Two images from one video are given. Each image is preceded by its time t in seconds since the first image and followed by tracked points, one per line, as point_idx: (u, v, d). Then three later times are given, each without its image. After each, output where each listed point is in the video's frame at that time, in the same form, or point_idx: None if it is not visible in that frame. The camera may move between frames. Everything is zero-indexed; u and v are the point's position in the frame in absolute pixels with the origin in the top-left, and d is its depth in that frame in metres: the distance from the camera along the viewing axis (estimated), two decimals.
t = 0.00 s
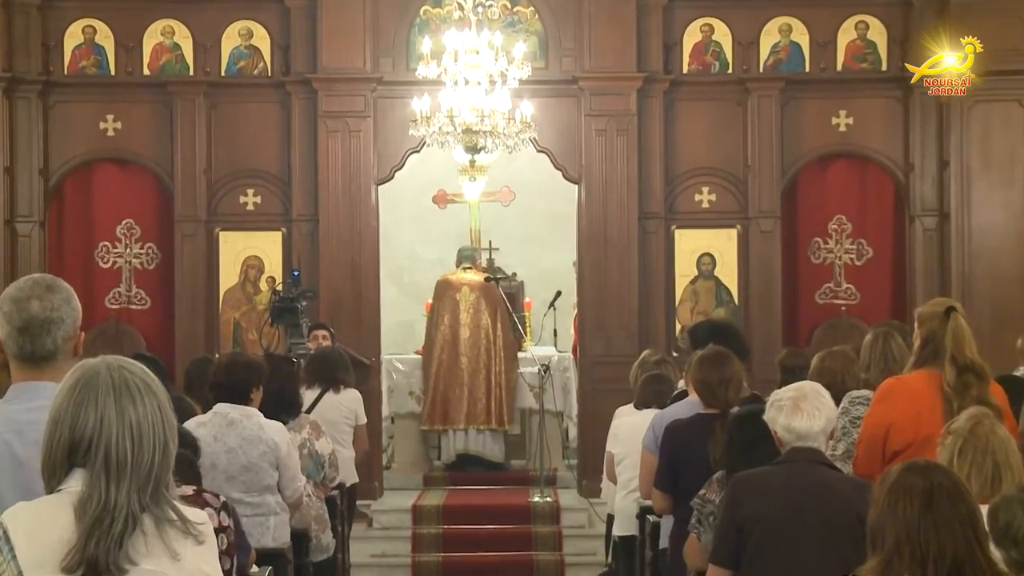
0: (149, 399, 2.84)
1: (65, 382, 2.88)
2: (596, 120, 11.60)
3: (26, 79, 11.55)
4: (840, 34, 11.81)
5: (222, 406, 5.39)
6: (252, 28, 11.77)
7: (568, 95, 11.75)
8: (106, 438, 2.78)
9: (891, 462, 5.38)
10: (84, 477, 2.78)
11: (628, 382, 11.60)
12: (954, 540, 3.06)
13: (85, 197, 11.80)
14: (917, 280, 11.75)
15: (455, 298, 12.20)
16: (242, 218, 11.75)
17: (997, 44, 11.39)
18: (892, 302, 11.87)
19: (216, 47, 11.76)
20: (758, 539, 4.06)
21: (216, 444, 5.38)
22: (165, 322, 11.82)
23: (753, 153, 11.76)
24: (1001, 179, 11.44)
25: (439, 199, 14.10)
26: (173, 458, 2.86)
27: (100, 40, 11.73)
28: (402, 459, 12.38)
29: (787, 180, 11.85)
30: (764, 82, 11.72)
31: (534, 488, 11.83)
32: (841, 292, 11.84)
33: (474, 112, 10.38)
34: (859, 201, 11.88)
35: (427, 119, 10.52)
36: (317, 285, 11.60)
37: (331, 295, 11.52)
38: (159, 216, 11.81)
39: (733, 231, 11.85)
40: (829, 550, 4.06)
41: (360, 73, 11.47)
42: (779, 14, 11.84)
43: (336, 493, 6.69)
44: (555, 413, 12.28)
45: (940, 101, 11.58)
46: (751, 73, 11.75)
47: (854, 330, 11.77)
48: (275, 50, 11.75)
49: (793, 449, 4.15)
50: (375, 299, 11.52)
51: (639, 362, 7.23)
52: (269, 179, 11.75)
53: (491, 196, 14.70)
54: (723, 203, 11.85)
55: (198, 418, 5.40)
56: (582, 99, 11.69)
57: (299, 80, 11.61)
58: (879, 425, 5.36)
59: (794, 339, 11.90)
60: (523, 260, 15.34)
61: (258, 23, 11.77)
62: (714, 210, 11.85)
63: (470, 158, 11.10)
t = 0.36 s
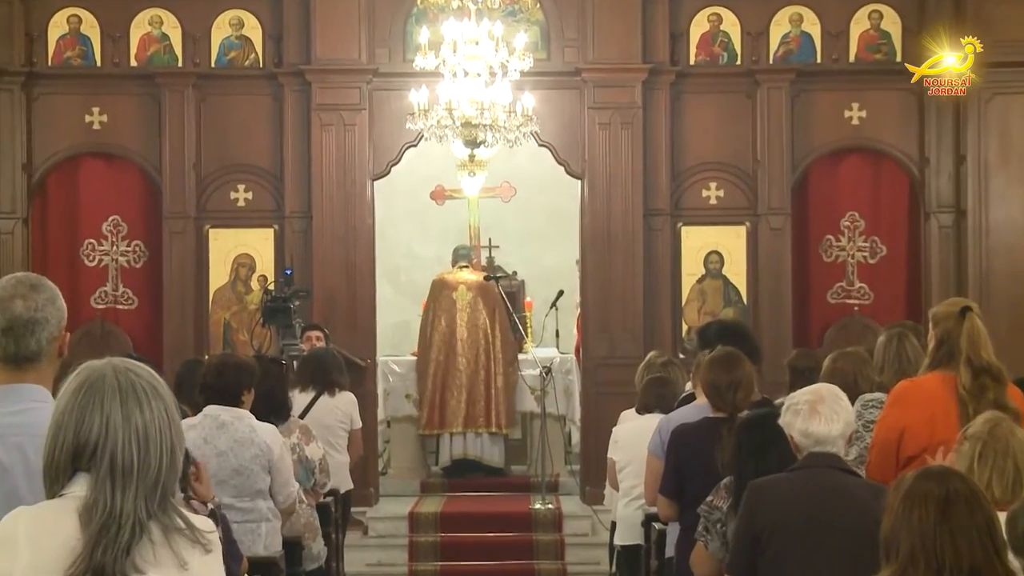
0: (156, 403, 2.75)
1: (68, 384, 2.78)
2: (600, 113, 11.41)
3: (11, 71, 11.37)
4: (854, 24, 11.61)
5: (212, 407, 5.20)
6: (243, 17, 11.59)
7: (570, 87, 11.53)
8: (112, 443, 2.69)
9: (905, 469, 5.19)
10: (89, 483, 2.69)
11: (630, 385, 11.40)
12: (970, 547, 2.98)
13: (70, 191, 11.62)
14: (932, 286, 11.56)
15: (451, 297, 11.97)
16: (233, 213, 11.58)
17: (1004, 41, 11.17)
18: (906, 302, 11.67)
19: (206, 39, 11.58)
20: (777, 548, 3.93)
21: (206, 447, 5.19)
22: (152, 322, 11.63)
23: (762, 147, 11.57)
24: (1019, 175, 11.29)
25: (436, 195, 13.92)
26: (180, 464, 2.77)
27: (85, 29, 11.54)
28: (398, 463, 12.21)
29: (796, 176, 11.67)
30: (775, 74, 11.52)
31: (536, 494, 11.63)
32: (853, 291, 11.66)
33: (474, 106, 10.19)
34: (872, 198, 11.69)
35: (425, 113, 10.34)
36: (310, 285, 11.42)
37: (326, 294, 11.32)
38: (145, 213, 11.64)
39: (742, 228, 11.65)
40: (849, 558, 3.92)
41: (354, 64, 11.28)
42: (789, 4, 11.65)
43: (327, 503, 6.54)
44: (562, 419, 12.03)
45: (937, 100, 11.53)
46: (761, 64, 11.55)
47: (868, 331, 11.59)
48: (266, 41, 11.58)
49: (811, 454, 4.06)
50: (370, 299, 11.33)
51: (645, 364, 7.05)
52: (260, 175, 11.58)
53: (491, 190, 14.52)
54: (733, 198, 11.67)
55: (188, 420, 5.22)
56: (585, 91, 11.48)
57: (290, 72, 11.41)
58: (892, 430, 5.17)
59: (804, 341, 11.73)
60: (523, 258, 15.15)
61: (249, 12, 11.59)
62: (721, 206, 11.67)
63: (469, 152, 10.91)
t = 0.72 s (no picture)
0: (155, 407, 2.73)
1: (66, 388, 2.76)
2: (603, 106, 11.23)
3: None
4: (865, 15, 11.44)
5: (201, 411, 5.03)
6: (233, 7, 11.43)
7: (572, 79, 11.35)
8: (111, 447, 2.67)
9: (920, 474, 5.01)
10: (88, 488, 2.66)
11: (633, 388, 11.23)
12: (985, 553, 2.81)
13: (54, 186, 11.45)
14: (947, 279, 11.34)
15: (448, 297, 11.81)
16: (223, 209, 11.40)
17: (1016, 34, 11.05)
18: (920, 302, 11.48)
19: (195, 29, 11.40)
20: (793, 558, 3.87)
21: (195, 452, 5.03)
22: (139, 321, 11.48)
23: (772, 142, 11.38)
24: None
25: (433, 190, 13.75)
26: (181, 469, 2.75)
27: (69, 20, 11.39)
28: (393, 467, 12.03)
29: (807, 172, 11.48)
30: (783, 66, 11.35)
31: (536, 501, 11.44)
32: (866, 292, 11.50)
33: (472, 99, 10.00)
34: (885, 194, 11.51)
35: (422, 106, 10.14)
36: (302, 283, 11.24)
37: (319, 293, 11.14)
38: (131, 208, 11.47)
39: (751, 225, 11.48)
40: (862, 569, 3.86)
41: (349, 55, 11.09)
42: None
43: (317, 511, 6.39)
44: (564, 423, 11.86)
45: (940, 101, 11.39)
46: (769, 55, 11.37)
47: (881, 333, 11.41)
48: (257, 31, 11.41)
49: (830, 459, 4.02)
50: (365, 298, 11.14)
51: (650, 365, 6.87)
52: (250, 168, 11.41)
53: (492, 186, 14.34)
54: (741, 193, 11.48)
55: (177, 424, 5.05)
56: (589, 83, 11.30)
57: (282, 63, 11.24)
58: (907, 433, 5.00)
59: (816, 343, 11.55)
60: (525, 257, 14.97)
61: (239, 2, 11.43)
62: (729, 202, 11.49)
63: (468, 146, 10.72)
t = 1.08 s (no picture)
0: (140, 412, 2.62)
1: (48, 391, 2.65)
2: (606, 99, 11.06)
3: None
4: (878, 6, 11.26)
5: (189, 415, 4.89)
6: None
7: (574, 71, 11.18)
8: (97, 453, 2.57)
9: (935, 481, 4.85)
10: (71, 495, 2.56)
11: (637, 392, 11.05)
12: (999, 555, 2.76)
13: (37, 181, 11.23)
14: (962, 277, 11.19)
15: (445, 297, 11.63)
16: (214, 205, 11.24)
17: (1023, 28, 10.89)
18: (935, 302, 11.33)
19: (184, 20, 11.23)
20: (806, 566, 3.73)
21: (183, 458, 4.89)
22: (125, 322, 11.30)
23: (782, 137, 11.19)
24: None
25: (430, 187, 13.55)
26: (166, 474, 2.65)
27: (54, 11, 11.21)
28: (389, 472, 11.88)
29: (817, 168, 11.29)
30: (791, 56, 11.17)
31: (537, 508, 11.25)
32: (879, 291, 11.32)
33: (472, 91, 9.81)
34: (898, 191, 11.31)
35: (419, 98, 9.95)
36: (295, 282, 11.07)
37: (312, 294, 10.97)
38: (117, 206, 11.30)
39: (761, 222, 11.31)
40: None
41: (343, 45, 10.93)
42: None
43: (310, 517, 6.23)
44: (562, 427, 11.73)
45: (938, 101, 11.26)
46: (779, 46, 11.19)
47: (895, 334, 11.24)
48: (248, 21, 11.24)
49: (844, 465, 3.93)
50: (360, 299, 10.97)
51: (656, 367, 6.72)
52: (238, 162, 11.22)
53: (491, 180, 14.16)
54: (749, 189, 11.32)
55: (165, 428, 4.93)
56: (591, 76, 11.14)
57: (273, 54, 11.06)
58: (922, 436, 4.84)
59: (828, 345, 11.38)
60: (526, 255, 14.80)
61: None
62: (737, 199, 11.31)
63: (466, 141, 10.53)
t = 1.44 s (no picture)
0: (106, 415, 2.55)
1: (13, 393, 2.58)
2: (610, 91, 10.89)
3: None
4: None
5: (181, 420, 4.76)
6: None
7: (577, 62, 11.02)
8: (60, 457, 2.50)
9: (950, 485, 4.72)
10: (35, 501, 2.50)
11: (641, 396, 10.90)
12: None
13: (21, 175, 11.06)
14: (979, 274, 10.99)
15: (443, 296, 11.48)
16: (203, 201, 11.08)
17: None
18: (950, 301, 11.16)
19: (172, 10, 11.06)
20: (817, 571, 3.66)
21: (175, 464, 4.74)
22: (109, 323, 11.14)
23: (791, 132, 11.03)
24: None
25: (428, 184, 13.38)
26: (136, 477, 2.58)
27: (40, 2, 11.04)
28: (384, 478, 11.66)
29: (828, 162, 11.13)
30: (801, 47, 11.00)
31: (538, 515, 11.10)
32: (893, 290, 11.15)
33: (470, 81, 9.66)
34: (912, 186, 11.14)
35: (416, 91, 9.79)
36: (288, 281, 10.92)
37: (305, 295, 10.81)
38: (103, 204, 11.13)
39: (770, 219, 11.14)
40: None
41: (337, 36, 10.77)
42: None
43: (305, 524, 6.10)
44: (564, 429, 11.58)
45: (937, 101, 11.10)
46: (788, 36, 11.01)
47: (910, 334, 11.06)
48: (239, 12, 11.07)
49: (858, 470, 3.85)
50: (356, 300, 10.83)
51: (662, 370, 6.57)
52: (227, 156, 11.06)
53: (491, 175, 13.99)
54: (756, 183, 11.14)
55: (155, 434, 4.77)
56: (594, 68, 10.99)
57: (265, 46, 10.92)
58: (936, 438, 4.71)
59: (840, 346, 11.21)
60: (528, 253, 14.63)
61: None
62: (745, 193, 11.15)
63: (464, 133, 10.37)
